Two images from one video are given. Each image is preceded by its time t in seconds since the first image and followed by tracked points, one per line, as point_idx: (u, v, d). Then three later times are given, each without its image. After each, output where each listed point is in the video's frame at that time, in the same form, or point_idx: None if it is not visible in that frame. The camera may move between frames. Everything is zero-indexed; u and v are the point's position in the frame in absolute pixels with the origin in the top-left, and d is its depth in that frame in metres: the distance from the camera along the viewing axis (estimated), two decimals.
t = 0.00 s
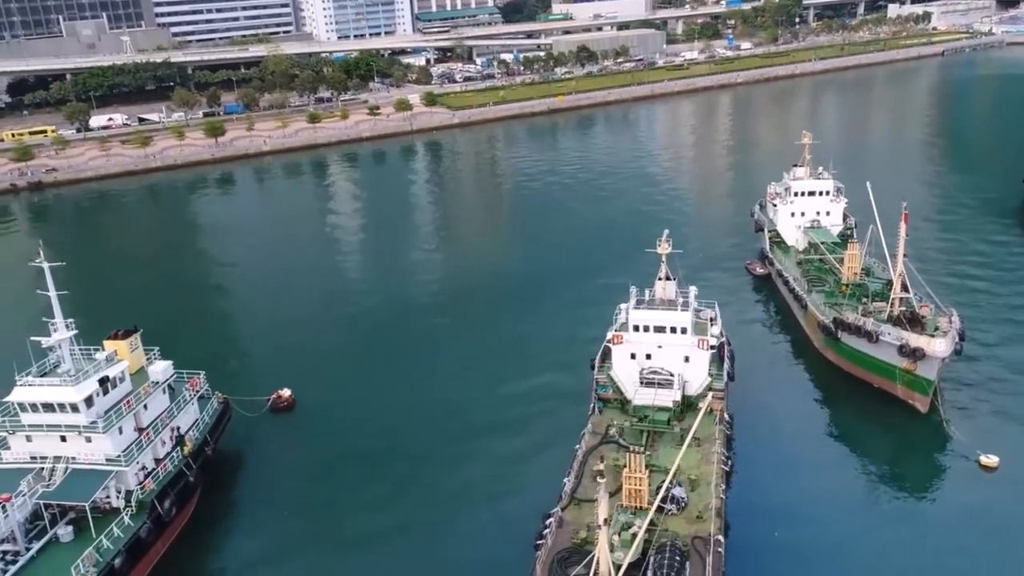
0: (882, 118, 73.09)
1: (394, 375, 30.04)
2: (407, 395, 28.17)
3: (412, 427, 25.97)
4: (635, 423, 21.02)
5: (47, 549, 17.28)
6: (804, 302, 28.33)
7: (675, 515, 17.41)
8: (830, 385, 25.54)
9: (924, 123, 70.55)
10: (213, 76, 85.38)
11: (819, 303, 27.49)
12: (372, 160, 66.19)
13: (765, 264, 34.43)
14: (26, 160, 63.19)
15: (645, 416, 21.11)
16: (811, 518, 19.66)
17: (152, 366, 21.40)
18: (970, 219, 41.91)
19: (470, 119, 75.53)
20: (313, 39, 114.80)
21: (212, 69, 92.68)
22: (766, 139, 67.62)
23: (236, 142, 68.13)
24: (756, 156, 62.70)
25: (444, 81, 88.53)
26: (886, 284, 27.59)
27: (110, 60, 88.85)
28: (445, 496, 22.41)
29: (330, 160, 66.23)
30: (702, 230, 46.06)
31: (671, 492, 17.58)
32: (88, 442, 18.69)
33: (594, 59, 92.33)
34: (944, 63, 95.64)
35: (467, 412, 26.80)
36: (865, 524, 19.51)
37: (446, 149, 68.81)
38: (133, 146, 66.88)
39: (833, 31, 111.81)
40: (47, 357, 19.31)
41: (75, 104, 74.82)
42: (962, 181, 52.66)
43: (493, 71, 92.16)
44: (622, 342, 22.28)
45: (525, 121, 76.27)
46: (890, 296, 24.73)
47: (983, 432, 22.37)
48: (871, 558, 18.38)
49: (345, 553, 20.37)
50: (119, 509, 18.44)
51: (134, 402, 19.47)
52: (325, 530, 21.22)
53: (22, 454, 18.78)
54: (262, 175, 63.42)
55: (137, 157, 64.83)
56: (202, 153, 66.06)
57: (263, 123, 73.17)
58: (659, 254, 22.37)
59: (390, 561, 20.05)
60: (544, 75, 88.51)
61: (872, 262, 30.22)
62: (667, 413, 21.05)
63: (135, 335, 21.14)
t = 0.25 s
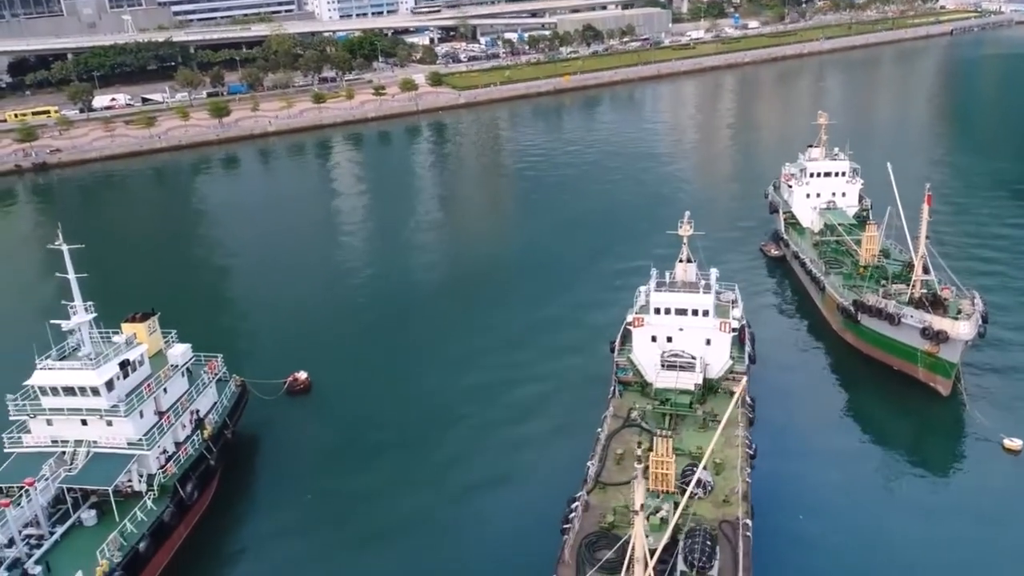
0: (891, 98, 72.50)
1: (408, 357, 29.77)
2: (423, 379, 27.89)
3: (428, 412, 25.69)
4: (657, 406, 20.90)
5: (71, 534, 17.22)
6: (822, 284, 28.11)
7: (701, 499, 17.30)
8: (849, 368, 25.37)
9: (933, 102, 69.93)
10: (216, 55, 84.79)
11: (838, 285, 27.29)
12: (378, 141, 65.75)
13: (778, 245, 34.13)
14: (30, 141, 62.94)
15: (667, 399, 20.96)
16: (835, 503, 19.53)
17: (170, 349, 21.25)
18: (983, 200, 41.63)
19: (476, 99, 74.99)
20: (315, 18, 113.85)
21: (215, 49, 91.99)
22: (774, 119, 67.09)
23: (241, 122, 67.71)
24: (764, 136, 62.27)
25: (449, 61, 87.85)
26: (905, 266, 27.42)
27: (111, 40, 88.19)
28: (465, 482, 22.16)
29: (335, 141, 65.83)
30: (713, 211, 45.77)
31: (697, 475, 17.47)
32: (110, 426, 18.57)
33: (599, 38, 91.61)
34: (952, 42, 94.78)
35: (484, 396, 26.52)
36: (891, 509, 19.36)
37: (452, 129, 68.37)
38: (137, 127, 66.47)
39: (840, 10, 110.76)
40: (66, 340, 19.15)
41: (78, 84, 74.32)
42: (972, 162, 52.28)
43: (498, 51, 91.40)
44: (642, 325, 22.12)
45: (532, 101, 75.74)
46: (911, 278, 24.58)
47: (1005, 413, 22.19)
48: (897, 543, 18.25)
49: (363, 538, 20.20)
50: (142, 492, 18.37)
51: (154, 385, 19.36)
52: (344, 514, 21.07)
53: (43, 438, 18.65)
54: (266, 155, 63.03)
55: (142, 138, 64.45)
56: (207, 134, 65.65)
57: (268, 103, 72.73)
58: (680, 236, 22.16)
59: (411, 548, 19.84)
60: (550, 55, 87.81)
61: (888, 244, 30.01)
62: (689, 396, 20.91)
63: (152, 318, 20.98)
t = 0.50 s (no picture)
0: (899, 80, 72.01)
1: (420, 343, 29.57)
2: (436, 365, 27.70)
3: (441, 399, 25.54)
4: (676, 392, 20.84)
5: (92, 519, 17.17)
6: (837, 269, 27.96)
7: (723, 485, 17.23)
8: (865, 354, 25.25)
9: (942, 85, 69.45)
10: (218, 37, 84.27)
11: (854, 270, 27.14)
12: (383, 124, 65.37)
13: (791, 229, 33.89)
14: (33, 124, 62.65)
15: (685, 384, 20.93)
16: (856, 489, 19.47)
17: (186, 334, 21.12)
18: (995, 184, 41.42)
19: (481, 81, 74.49)
20: None
21: (217, 31, 91.32)
22: (781, 102, 66.68)
23: (245, 105, 67.32)
24: (772, 119, 61.90)
25: (453, 43, 87.24)
26: (921, 250, 27.27)
27: (112, 21, 87.51)
28: (482, 470, 21.99)
29: (339, 124, 65.46)
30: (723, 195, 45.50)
31: (719, 461, 17.39)
32: (128, 412, 18.47)
33: (604, 20, 90.90)
34: (960, 25, 94.05)
35: (498, 382, 26.34)
36: (911, 496, 19.28)
37: (457, 112, 67.99)
38: (141, 109, 66.08)
39: None
40: (82, 326, 19.01)
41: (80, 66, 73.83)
42: (982, 145, 51.98)
43: (502, 33, 90.71)
44: (661, 310, 21.99)
45: (537, 84, 75.23)
46: (929, 263, 24.46)
47: None
48: (918, 529, 18.19)
49: (381, 526, 20.12)
50: (161, 479, 18.30)
51: (172, 371, 19.25)
52: (360, 501, 20.99)
53: (61, 424, 18.57)
54: (271, 139, 62.67)
55: (145, 121, 64.10)
56: (211, 117, 65.26)
57: (272, 86, 72.25)
58: (699, 220, 21.96)
59: (429, 536, 19.74)
60: (555, 37, 87.14)
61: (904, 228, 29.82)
62: (708, 381, 20.84)
63: (168, 303, 20.85)
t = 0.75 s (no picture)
0: (908, 59, 71.36)
1: (434, 325, 29.37)
2: (450, 348, 27.49)
3: (455, 381, 25.41)
4: (698, 374, 20.78)
5: (116, 503, 17.12)
6: (855, 250, 27.76)
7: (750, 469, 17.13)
8: (884, 337, 25.08)
9: (952, 64, 68.84)
10: (221, 16, 83.51)
11: (873, 252, 26.95)
12: (388, 104, 64.90)
13: (806, 211, 33.57)
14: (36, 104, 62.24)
15: (708, 367, 20.90)
16: (881, 472, 19.41)
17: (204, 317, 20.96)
18: (1009, 165, 41.09)
19: (487, 61, 73.91)
20: None
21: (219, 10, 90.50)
22: (790, 81, 66.14)
23: (250, 86, 66.83)
24: (781, 98, 61.42)
25: (458, 22, 86.43)
26: (941, 232, 27.08)
27: None
28: (500, 453, 21.85)
29: (344, 104, 64.98)
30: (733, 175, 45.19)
31: (746, 445, 17.29)
32: (150, 396, 18.36)
33: None
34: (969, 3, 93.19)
35: (514, 365, 26.12)
36: (935, 480, 19.19)
37: (463, 92, 67.49)
38: (145, 89, 65.58)
39: None
40: (102, 309, 18.83)
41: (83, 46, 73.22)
42: (994, 126, 51.56)
43: (507, 12, 89.87)
44: (682, 293, 21.84)
45: (543, 63, 74.63)
46: (952, 245, 24.31)
47: None
48: (945, 514, 18.06)
49: (401, 511, 20.03)
50: (183, 463, 18.23)
51: (193, 355, 19.12)
52: (380, 485, 20.90)
53: (82, 407, 18.45)
54: (276, 119, 62.23)
55: (150, 101, 63.64)
56: (215, 97, 64.80)
57: (276, 66, 71.68)
58: (722, 202, 21.75)
59: (450, 520, 19.59)
60: (560, 17, 86.37)
61: (923, 210, 29.59)
62: (731, 364, 20.77)
63: (186, 285, 20.66)
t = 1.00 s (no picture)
0: (917, 40, 70.70)
1: (447, 309, 29.21)
2: (464, 332, 27.33)
3: (468, 367, 25.26)
4: (718, 360, 20.66)
5: (137, 490, 17.04)
6: (872, 235, 27.56)
7: (775, 456, 17.01)
8: (902, 323, 24.92)
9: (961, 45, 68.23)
10: None
11: (890, 236, 26.76)
12: (394, 87, 64.45)
13: (820, 194, 33.37)
14: (40, 87, 61.86)
15: (727, 353, 20.76)
16: (904, 459, 19.30)
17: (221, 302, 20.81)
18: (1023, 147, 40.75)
19: (492, 43, 73.34)
20: None
21: None
22: (798, 63, 65.63)
23: (254, 68, 66.37)
24: (789, 80, 60.93)
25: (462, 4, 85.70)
26: (960, 216, 26.90)
27: None
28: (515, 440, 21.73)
29: (349, 87, 64.50)
30: (744, 158, 44.84)
31: (770, 432, 17.17)
32: (168, 382, 18.23)
33: None
34: None
35: (526, 350, 25.98)
36: (959, 468, 19.06)
37: (469, 75, 67.01)
38: (148, 72, 65.09)
39: None
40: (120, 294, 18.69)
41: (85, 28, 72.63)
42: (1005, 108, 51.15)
43: None
44: (702, 278, 21.66)
45: (548, 45, 74.06)
46: (972, 230, 24.15)
47: None
48: (969, 502, 17.95)
49: (420, 497, 19.92)
50: (203, 449, 18.13)
51: (211, 340, 18.99)
52: (398, 472, 20.79)
53: (101, 394, 18.37)
54: (280, 102, 61.78)
55: (154, 84, 63.18)
56: (220, 79, 64.34)
57: (280, 48, 71.15)
58: (743, 186, 21.54)
59: (470, 507, 19.49)
60: None
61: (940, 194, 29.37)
62: (751, 350, 20.63)
63: (202, 271, 20.51)
